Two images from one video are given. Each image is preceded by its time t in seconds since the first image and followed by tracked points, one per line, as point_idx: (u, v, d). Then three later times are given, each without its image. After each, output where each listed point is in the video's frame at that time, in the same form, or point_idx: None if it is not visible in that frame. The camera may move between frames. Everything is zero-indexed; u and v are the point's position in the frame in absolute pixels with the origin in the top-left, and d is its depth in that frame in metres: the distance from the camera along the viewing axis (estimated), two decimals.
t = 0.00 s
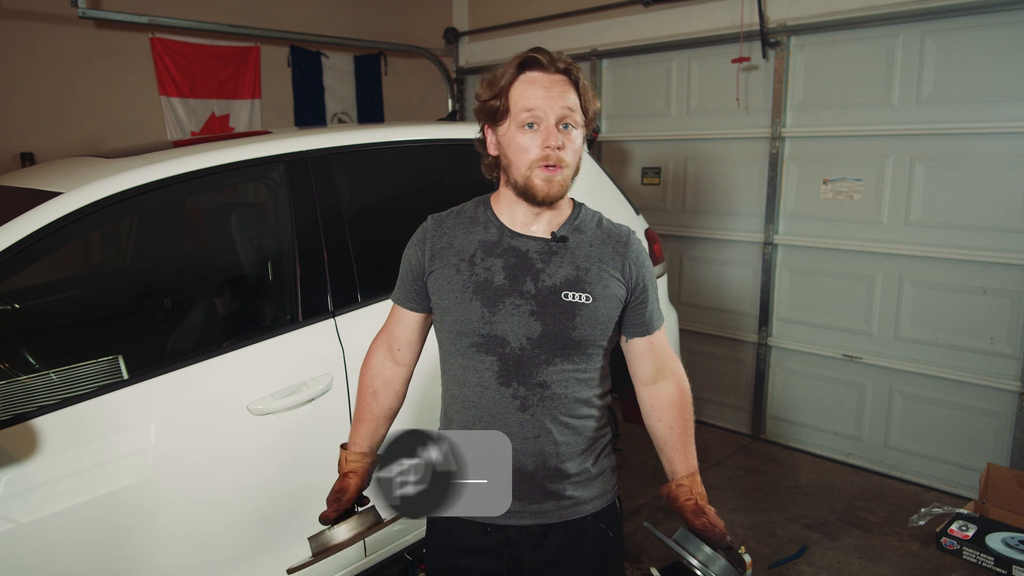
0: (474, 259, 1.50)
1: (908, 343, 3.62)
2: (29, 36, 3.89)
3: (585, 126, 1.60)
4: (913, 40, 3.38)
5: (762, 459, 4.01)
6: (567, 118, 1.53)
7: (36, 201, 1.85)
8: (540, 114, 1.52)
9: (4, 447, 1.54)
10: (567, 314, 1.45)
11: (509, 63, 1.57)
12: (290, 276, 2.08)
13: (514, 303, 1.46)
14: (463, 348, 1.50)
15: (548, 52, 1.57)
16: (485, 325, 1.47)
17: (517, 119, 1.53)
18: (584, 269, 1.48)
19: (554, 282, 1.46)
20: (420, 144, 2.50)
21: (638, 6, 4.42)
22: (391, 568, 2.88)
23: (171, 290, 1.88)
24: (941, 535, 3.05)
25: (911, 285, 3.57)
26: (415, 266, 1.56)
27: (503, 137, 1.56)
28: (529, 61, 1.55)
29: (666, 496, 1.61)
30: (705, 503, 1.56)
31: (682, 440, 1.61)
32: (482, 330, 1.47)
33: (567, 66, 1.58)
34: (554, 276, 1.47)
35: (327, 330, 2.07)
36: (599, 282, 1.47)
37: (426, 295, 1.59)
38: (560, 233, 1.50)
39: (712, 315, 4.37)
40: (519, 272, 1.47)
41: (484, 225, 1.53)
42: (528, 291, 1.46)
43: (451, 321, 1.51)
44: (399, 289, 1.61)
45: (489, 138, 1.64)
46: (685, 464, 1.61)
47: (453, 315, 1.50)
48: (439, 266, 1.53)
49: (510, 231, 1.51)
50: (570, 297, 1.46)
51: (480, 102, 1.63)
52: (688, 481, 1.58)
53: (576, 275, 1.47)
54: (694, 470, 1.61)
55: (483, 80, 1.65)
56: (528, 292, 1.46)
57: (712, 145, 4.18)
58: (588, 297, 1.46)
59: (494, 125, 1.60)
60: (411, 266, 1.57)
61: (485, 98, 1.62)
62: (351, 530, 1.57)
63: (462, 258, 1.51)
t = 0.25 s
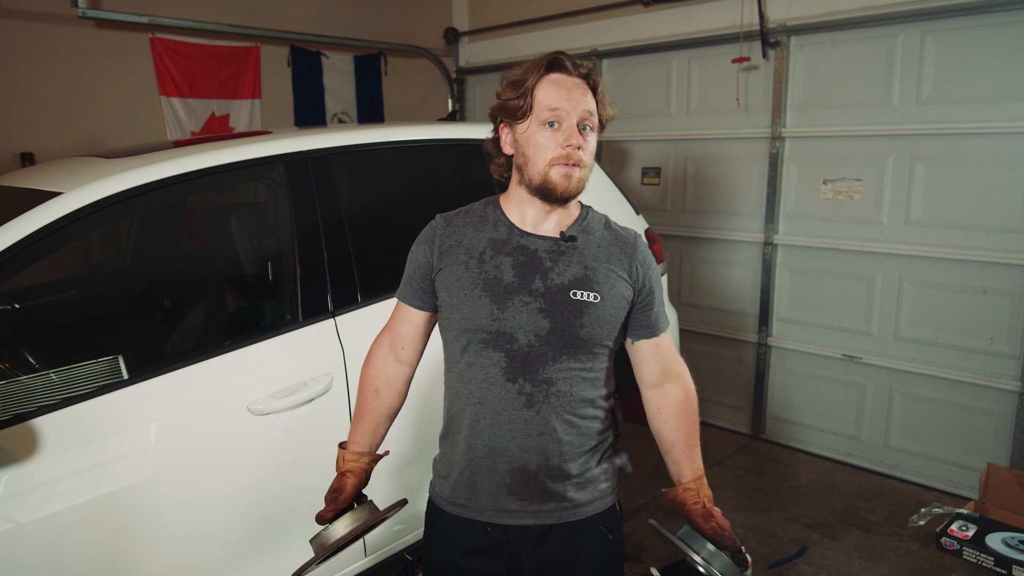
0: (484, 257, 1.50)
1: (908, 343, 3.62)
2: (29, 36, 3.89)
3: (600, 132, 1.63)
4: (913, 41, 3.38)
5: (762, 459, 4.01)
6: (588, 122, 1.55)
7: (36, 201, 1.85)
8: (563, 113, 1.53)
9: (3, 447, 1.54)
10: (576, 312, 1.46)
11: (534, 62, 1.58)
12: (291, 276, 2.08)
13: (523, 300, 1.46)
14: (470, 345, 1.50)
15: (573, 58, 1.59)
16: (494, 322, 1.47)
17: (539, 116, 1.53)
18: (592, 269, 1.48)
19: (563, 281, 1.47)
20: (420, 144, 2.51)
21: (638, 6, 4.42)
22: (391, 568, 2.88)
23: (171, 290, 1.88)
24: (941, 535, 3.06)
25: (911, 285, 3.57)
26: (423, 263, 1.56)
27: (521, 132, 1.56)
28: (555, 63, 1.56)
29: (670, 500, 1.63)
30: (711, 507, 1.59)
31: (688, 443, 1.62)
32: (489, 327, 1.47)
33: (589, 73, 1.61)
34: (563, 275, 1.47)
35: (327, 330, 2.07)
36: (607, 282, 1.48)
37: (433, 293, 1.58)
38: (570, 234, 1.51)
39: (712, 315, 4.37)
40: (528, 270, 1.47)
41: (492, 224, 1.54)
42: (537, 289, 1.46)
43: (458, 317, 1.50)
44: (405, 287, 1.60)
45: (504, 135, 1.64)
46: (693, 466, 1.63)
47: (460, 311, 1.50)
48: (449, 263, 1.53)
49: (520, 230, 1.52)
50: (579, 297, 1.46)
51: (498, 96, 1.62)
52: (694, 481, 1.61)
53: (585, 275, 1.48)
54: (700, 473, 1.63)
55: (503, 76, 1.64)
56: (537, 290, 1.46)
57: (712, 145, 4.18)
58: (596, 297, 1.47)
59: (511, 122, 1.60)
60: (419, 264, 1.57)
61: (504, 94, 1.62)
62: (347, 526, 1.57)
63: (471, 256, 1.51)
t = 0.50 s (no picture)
0: (486, 258, 1.50)
1: (908, 343, 3.62)
2: (29, 36, 3.89)
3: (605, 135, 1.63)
4: (913, 41, 3.38)
5: (762, 459, 4.01)
6: (592, 124, 1.55)
7: (36, 201, 1.85)
8: (566, 116, 1.53)
9: (3, 447, 1.54)
10: (579, 315, 1.46)
11: (540, 63, 1.58)
12: (291, 276, 2.08)
13: (526, 302, 1.46)
14: (472, 346, 1.50)
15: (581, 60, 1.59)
16: (497, 324, 1.47)
17: (543, 118, 1.54)
18: (596, 271, 1.49)
19: (566, 283, 1.47)
20: (420, 144, 2.51)
21: (638, 6, 4.42)
22: (391, 568, 2.88)
23: (171, 291, 1.89)
24: (941, 535, 3.06)
25: (911, 285, 3.57)
26: (426, 263, 1.56)
27: (525, 134, 1.57)
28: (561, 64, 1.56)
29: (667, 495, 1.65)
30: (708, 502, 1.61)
31: (687, 441, 1.64)
32: (492, 329, 1.47)
33: (595, 75, 1.61)
34: (567, 277, 1.47)
35: (327, 330, 2.07)
36: (611, 285, 1.49)
37: (435, 293, 1.58)
38: (573, 235, 1.51)
39: (712, 315, 4.38)
40: (532, 271, 1.48)
41: (495, 225, 1.54)
42: (541, 291, 1.46)
43: (460, 319, 1.50)
44: (407, 288, 1.60)
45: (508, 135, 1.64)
46: (691, 463, 1.64)
47: (462, 312, 1.50)
48: (451, 264, 1.53)
49: (523, 231, 1.51)
50: (583, 299, 1.47)
51: (504, 97, 1.62)
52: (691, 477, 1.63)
53: (589, 277, 1.48)
54: (699, 470, 1.64)
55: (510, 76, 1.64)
56: (541, 292, 1.46)
57: (712, 145, 4.18)
58: (600, 300, 1.47)
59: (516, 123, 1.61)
60: (421, 264, 1.57)
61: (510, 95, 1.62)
62: (351, 527, 1.59)
63: (474, 257, 1.51)
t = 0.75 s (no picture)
0: (485, 258, 1.50)
1: (908, 343, 3.62)
2: (29, 36, 3.89)
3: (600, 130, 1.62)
4: (913, 41, 3.38)
5: (762, 459, 4.01)
6: (583, 121, 1.55)
7: (36, 201, 1.85)
8: (555, 114, 1.53)
9: (3, 447, 1.54)
10: (580, 315, 1.46)
11: (529, 61, 1.58)
12: (291, 276, 2.08)
13: (526, 303, 1.46)
14: (472, 348, 1.50)
15: (570, 56, 1.58)
16: (497, 325, 1.47)
17: (533, 117, 1.54)
18: (596, 270, 1.49)
19: (566, 283, 1.47)
20: (420, 144, 2.51)
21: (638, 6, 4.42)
22: (391, 568, 2.88)
23: (171, 291, 1.88)
24: (941, 535, 3.06)
25: (911, 285, 3.57)
26: (424, 263, 1.56)
27: (517, 135, 1.58)
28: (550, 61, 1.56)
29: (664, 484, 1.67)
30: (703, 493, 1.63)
31: (684, 435, 1.65)
32: (492, 330, 1.47)
33: (587, 69, 1.60)
34: (567, 277, 1.47)
35: (327, 330, 2.07)
36: (611, 284, 1.49)
37: (434, 293, 1.58)
38: (572, 234, 1.51)
39: (711, 315, 4.38)
40: (532, 272, 1.47)
41: (494, 224, 1.53)
42: (541, 291, 1.46)
43: (460, 320, 1.50)
44: (405, 288, 1.60)
45: (503, 134, 1.66)
46: (688, 455, 1.65)
47: (462, 314, 1.50)
48: (450, 265, 1.52)
49: (521, 230, 1.51)
50: (583, 299, 1.47)
51: (496, 98, 1.63)
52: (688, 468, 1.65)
53: (589, 276, 1.48)
54: (695, 462, 1.66)
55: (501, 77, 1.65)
56: (541, 292, 1.46)
57: (712, 145, 4.18)
58: (601, 299, 1.47)
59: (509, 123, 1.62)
60: (419, 265, 1.57)
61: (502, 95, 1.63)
62: (354, 524, 1.60)
63: (472, 257, 1.51)
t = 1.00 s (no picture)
0: (481, 256, 1.50)
1: (908, 343, 3.62)
2: (29, 36, 3.89)
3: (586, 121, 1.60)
4: (913, 41, 3.38)
5: (762, 459, 4.01)
6: (565, 113, 1.53)
7: (36, 201, 1.85)
8: (536, 110, 1.52)
9: (3, 447, 1.54)
10: (578, 310, 1.46)
11: (507, 58, 1.57)
12: (291, 275, 2.08)
13: (523, 300, 1.46)
14: (470, 346, 1.50)
15: (548, 46, 1.57)
16: (494, 323, 1.47)
17: (515, 116, 1.54)
18: (593, 264, 1.48)
19: (563, 278, 1.46)
20: (420, 144, 2.51)
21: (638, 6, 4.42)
22: (391, 568, 2.87)
23: (171, 290, 1.88)
24: (941, 535, 3.06)
25: (911, 285, 3.57)
26: (420, 262, 1.56)
27: (502, 134, 1.58)
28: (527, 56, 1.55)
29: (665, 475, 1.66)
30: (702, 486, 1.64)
31: (683, 426, 1.64)
32: (490, 328, 1.47)
33: (567, 60, 1.57)
34: (563, 271, 1.47)
35: (327, 330, 2.07)
36: (608, 277, 1.48)
37: (431, 292, 1.58)
38: (568, 228, 1.50)
39: (711, 315, 4.38)
40: (528, 267, 1.47)
41: (488, 220, 1.53)
42: (537, 287, 1.46)
43: (457, 318, 1.50)
44: (403, 288, 1.60)
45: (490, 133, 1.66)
46: (687, 446, 1.65)
47: (460, 312, 1.50)
48: (446, 263, 1.52)
49: (516, 226, 1.51)
50: (581, 293, 1.46)
51: (479, 98, 1.64)
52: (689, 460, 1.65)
53: (586, 270, 1.47)
54: (695, 453, 1.65)
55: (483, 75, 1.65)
56: (538, 288, 1.46)
57: (712, 145, 4.18)
58: (598, 293, 1.46)
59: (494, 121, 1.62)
60: (415, 264, 1.57)
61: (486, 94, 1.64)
62: (352, 519, 1.65)
63: (468, 255, 1.51)
